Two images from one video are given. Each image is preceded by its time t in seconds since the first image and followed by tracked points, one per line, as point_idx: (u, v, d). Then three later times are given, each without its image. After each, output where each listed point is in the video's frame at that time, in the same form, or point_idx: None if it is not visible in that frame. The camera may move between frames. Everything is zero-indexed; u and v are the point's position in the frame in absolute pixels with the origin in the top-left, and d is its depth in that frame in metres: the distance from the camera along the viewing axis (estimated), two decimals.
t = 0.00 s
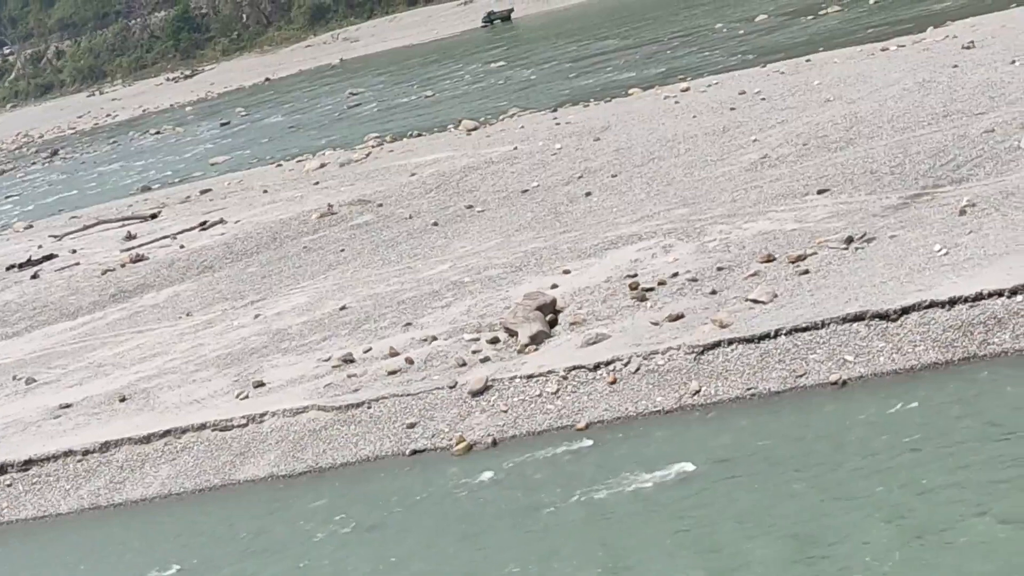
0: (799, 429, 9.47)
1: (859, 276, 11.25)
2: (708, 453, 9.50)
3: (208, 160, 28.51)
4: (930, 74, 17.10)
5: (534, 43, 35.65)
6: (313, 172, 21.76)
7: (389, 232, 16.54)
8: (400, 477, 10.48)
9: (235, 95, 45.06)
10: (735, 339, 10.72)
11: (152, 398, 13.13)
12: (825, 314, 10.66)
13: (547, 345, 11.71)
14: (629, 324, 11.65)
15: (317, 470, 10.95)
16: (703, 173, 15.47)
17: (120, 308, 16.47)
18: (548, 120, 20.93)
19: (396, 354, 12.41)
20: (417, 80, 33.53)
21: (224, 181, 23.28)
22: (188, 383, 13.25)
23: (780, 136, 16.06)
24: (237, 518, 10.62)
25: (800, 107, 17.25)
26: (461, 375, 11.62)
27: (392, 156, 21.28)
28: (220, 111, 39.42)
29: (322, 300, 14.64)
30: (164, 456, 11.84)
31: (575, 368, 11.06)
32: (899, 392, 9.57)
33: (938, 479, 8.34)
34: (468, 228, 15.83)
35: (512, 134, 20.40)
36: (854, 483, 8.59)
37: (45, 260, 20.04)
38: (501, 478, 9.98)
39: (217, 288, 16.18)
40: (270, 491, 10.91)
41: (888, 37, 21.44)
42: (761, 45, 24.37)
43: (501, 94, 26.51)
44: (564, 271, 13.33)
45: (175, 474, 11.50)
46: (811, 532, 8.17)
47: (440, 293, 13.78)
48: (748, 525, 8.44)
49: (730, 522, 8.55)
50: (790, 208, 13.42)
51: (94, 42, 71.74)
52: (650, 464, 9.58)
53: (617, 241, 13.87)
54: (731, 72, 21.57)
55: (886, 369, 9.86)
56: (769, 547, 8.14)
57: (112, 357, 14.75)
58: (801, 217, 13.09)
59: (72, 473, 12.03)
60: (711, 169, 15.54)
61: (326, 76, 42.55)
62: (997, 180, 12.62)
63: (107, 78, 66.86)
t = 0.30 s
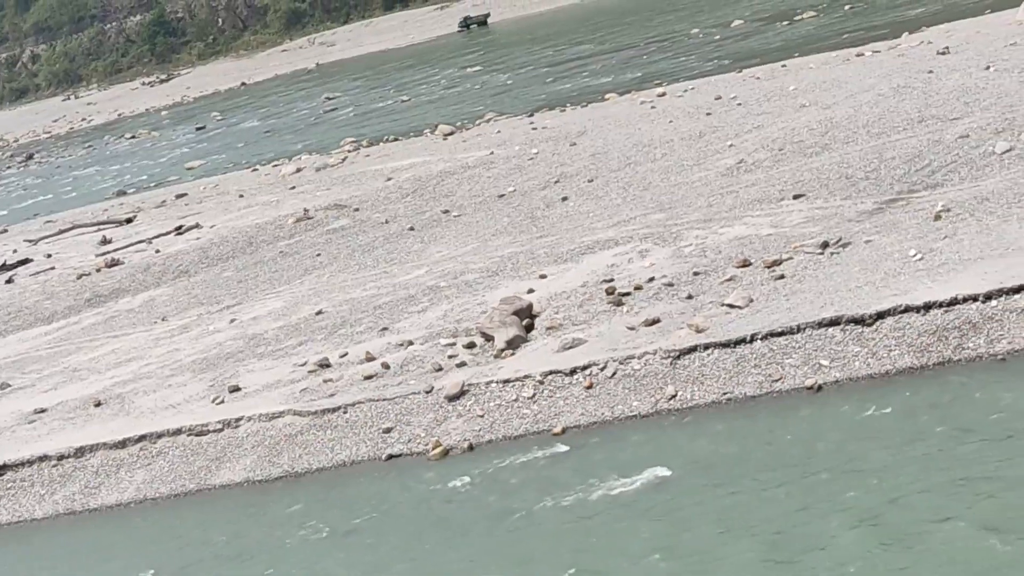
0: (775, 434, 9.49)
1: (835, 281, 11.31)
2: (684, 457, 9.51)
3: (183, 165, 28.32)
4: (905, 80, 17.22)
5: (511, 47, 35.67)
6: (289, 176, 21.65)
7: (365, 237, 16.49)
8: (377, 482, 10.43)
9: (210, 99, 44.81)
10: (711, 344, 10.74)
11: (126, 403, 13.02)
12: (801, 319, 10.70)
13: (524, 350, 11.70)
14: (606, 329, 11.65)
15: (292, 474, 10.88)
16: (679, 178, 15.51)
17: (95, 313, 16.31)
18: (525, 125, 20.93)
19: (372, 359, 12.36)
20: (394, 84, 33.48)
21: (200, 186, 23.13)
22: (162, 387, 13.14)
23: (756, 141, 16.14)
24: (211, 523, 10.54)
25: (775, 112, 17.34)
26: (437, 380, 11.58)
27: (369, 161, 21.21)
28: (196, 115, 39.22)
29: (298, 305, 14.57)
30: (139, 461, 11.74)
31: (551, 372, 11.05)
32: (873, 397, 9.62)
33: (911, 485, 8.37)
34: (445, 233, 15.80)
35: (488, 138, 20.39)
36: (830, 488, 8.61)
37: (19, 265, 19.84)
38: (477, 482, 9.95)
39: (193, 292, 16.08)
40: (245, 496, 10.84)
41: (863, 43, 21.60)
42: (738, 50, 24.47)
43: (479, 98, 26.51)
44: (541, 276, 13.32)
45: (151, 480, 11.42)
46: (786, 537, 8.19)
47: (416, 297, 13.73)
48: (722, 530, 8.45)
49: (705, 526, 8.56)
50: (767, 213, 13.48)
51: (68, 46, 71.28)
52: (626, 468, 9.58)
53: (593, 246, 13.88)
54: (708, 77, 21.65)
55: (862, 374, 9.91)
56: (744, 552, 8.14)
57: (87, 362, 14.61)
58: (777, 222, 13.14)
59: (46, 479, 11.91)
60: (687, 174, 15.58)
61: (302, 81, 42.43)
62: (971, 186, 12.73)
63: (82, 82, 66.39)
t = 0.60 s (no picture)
0: (759, 435, 9.52)
1: (818, 282, 11.35)
2: (669, 458, 9.52)
3: (167, 165, 28.20)
4: (888, 81, 17.30)
5: (496, 48, 35.66)
6: (273, 177, 21.56)
7: (350, 238, 16.44)
8: (361, 483, 10.40)
9: (193, 100, 44.60)
10: (695, 345, 10.76)
11: (110, 404, 12.94)
12: (784, 320, 10.72)
13: (507, 351, 11.68)
14: (590, 330, 11.65)
15: (276, 476, 10.84)
16: (663, 179, 15.53)
17: (77, 314, 16.20)
18: (509, 126, 20.92)
19: (356, 360, 12.32)
20: (379, 85, 33.42)
21: (183, 187, 23.03)
22: (146, 388, 13.06)
23: (740, 143, 16.17)
24: (194, 524, 10.50)
25: (759, 113, 17.40)
26: (421, 381, 11.55)
27: (353, 162, 21.17)
28: (179, 116, 39.07)
29: (283, 306, 14.51)
30: (122, 462, 11.69)
31: (535, 374, 11.04)
32: (857, 398, 9.65)
33: (894, 488, 8.40)
34: (429, 234, 15.78)
35: (473, 139, 20.38)
36: (813, 490, 8.63)
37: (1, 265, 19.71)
38: (462, 484, 9.93)
39: (177, 293, 16.00)
40: (228, 497, 10.80)
41: (846, 44, 21.68)
42: (722, 52, 24.53)
43: (463, 99, 26.48)
44: (526, 277, 13.32)
45: (134, 481, 11.36)
46: (770, 540, 8.19)
47: (400, 298, 13.70)
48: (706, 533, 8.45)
49: (689, 529, 8.55)
50: (751, 214, 13.51)
51: (51, 46, 70.90)
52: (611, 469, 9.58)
53: (578, 247, 13.88)
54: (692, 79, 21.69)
55: (845, 375, 9.94)
56: (728, 556, 8.14)
57: (70, 363, 14.52)
58: (761, 223, 13.18)
59: (29, 480, 11.84)
60: (671, 175, 15.60)
61: (287, 81, 42.31)
62: (954, 187, 12.80)
63: (65, 82, 66.02)
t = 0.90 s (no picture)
0: (748, 433, 9.54)
1: (807, 281, 11.37)
2: (658, 455, 9.54)
3: (155, 163, 28.10)
4: (876, 81, 17.34)
5: (486, 47, 35.64)
6: (262, 176, 21.50)
7: (338, 236, 16.40)
8: (350, 481, 10.38)
9: (182, 98, 44.43)
10: (683, 344, 10.77)
11: (98, 402, 12.89)
12: (772, 319, 10.74)
13: (496, 350, 11.67)
14: (579, 329, 11.65)
15: (265, 474, 10.82)
16: (652, 177, 15.54)
17: (66, 312, 16.12)
18: (498, 125, 20.91)
19: (344, 359, 12.29)
20: (368, 83, 33.37)
21: (171, 184, 22.95)
22: (134, 387, 13.01)
23: (728, 141, 16.20)
24: (181, 523, 10.46)
25: (747, 112, 17.42)
26: (410, 379, 11.54)
27: (341, 160, 21.12)
28: (168, 114, 38.94)
29: (270, 304, 14.47)
30: (111, 460, 11.65)
31: (523, 372, 11.03)
32: (844, 396, 9.68)
33: (882, 487, 8.42)
34: (418, 232, 15.75)
35: (462, 138, 20.36)
36: (802, 488, 8.64)
37: None
38: (451, 481, 9.93)
39: (165, 291, 15.94)
40: (216, 496, 10.76)
41: (834, 44, 21.72)
42: (710, 51, 24.57)
43: (452, 97, 26.46)
44: (515, 275, 13.30)
45: (122, 480, 11.34)
46: (759, 539, 8.20)
47: (389, 297, 13.67)
48: (695, 532, 8.45)
49: (678, 528, 8.56)
50: (739, 213, 13.53)
51: (39, 44, 70.60)
52: (601, 467, 9.59)
53: (567, 246, 13.87)
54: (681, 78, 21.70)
55: (833, 373, 9.97)
56: (717, 555, 8.14)
57: (58, 360, 14.46)
58: (749, 222, 13.20)
59: (17, 479, 11.80)
60: (660, 173, 15.61)
61: (275, 79, 42.21)
62: (942, 186, 12.84)
63: (53, 81, 65.75)
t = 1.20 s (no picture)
0: (732, 424, 9.57)
1: (789, 273, 11.41)
2: (641, 447, 9.56)
3: (137, 153, 27.93)
4: (859, 73, 17.39)
5: (469, 37, 35.55)
6: (245, 166, 21.38)
7: (321, 227, 16.35)
8: (333, 471, 10.36)
9: (164, 88, 44.12)
10: (666, 335, 10.79)
11: (79, 392, 12.83)
12: (755, 311, 10.77)
13: (479, 341, 11.67)
14: (562, 320, 11.65)
15: (247, 464, 10.79)
16: (636, 169, 15.55)
17: (47, 302, 16.01)
18: (481, 116, 20.87)
19: (327, 350, 12.26)
20: (351, 74, 33.25)
21: (154, 175, 22.82)
22: (116, 377, 12.95)
23: (711, 133, 16.22)
24: (164, 514, 10.42)
25: (731, 104, 17.45)
26: (393, 370, 11.52)
27: (325, 150, 21.04)
28: (150, 104, 38.70)
29: (253, 295, 14.42)
30: (93, 451, 11.61)
31: (506, 364, 11.03)
32: (826, 388, 9.73)
33: (863, 479, 8.46)
34: (401, 223, 15.71)
35: (445, 129, 20.31)
36: (784, 480, 8.68)
37: None
38: (434, 472, 9.93)
39: (148, 281, 15.87)
40: (198, 487, 10.73)
41: (818, 36, 21.77)
42: (694, 42, 24.58)
43: (436, 88, 26.38)
44: (498, 266, 13.29)
45: (104, 470, 11.29)
46: (740, 530, 8.23)
47: (372, 288, 13.64)
48: (677, 523, 8.47)
49: (661, 518, 8.58)
50: (722, 205, 13.56)
51: (20, 33, 70.02)
52: (584, 458, 9.60)
53: (550, 237, 13.87)
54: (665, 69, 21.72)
55: (816, 365, 10.01)
56: (699, 546, 8.16)
57: (39, 351, 14.38)
58: (733, 214, 13.23)
59: None
60: (643, 165, 15.62)
61: (259, 70, 42.00)
62: (924, 179, 12.90)
63: (35, 71, 65.23)
